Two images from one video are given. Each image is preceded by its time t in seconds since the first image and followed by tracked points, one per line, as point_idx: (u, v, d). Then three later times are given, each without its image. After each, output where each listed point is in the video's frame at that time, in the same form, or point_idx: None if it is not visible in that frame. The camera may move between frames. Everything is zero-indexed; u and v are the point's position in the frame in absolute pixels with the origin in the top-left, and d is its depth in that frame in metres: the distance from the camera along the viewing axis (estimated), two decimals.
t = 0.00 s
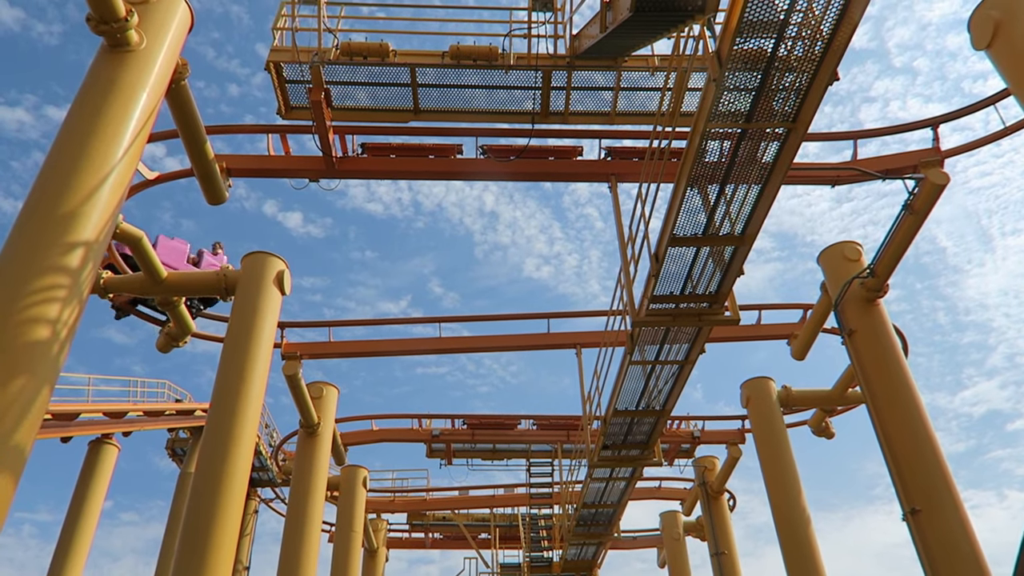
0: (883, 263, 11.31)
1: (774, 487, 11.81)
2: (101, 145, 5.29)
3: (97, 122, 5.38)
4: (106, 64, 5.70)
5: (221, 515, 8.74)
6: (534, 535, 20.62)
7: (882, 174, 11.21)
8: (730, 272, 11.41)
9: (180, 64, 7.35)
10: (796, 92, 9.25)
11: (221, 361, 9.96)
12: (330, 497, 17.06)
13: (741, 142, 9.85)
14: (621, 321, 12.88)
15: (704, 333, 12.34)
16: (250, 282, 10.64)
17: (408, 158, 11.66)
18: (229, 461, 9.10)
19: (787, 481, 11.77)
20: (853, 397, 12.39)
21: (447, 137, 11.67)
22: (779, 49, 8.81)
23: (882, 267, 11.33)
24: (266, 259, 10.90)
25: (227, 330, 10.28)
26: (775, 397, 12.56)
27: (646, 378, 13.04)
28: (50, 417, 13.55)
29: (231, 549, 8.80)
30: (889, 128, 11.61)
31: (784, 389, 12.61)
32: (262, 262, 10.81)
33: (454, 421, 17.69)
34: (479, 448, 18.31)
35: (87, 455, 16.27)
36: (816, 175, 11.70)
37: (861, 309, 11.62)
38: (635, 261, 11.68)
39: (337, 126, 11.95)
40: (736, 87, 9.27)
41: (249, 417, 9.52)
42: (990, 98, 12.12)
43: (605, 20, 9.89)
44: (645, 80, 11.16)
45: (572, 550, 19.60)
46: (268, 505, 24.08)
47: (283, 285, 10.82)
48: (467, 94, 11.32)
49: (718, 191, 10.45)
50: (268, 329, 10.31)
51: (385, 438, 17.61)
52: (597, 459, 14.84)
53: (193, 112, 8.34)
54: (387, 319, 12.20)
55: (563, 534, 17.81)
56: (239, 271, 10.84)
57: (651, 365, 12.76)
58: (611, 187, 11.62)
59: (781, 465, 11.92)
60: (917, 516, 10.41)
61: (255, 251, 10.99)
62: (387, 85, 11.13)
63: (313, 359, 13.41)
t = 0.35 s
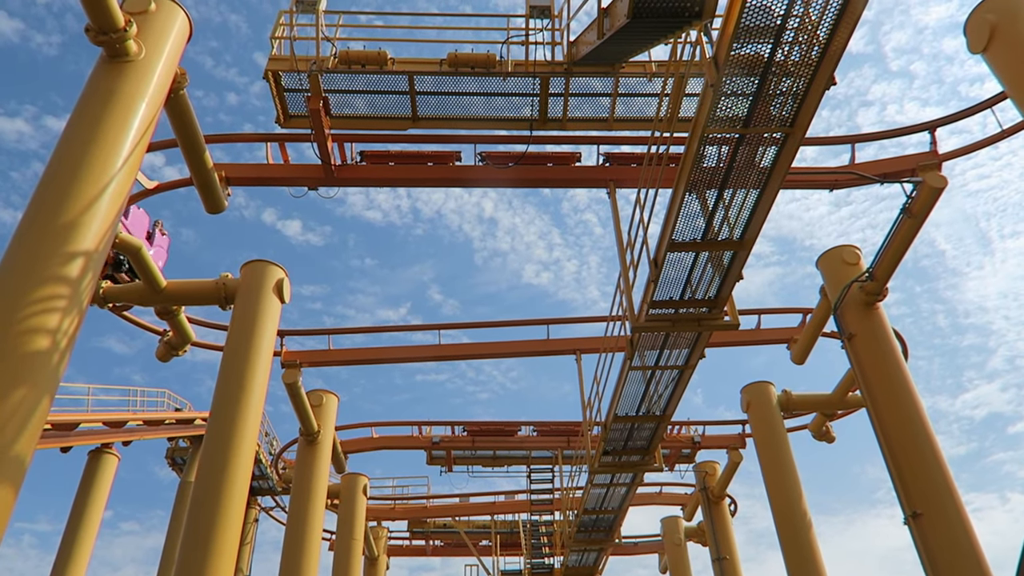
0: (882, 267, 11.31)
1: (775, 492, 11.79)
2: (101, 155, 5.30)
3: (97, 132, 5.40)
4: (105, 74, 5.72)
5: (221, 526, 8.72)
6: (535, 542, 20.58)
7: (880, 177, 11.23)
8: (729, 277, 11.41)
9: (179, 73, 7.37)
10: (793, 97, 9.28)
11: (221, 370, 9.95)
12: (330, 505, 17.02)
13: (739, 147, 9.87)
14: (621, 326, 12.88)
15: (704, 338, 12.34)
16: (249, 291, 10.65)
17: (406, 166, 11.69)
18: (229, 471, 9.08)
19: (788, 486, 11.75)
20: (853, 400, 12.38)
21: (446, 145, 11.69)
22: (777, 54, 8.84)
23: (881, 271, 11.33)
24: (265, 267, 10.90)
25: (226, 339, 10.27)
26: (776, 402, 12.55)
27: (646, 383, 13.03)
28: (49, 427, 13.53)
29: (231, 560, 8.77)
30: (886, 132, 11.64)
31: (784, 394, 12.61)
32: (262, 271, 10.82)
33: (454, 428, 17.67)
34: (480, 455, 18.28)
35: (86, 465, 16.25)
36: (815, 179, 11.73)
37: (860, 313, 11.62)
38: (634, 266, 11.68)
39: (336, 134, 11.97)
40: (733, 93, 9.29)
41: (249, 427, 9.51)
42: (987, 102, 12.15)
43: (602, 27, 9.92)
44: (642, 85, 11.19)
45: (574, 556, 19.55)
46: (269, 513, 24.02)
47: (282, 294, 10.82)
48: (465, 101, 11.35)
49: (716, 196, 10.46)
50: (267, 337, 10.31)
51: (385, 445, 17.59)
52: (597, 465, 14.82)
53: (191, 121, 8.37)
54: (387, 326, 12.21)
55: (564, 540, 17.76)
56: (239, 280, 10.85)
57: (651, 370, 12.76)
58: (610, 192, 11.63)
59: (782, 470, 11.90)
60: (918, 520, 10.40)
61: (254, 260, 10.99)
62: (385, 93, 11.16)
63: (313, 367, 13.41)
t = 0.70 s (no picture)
0: (879, 273, 11.33)
1: (774, 498, 11.78)
2: (98, 161, 5.30)
3: (94, 139, 5.40)
4: (103, 80, 5.72)
5: (218, 534, 8.67)
6: (534, 548, 20.54)
7: (877, 184, 11.25)
8: (727, 283, 11.42)
9: (177, 80, 7.38)
10: (790, 103, 9.29)
11: (218, 378, 9.92)
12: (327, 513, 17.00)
13: (736, 154, 9.89)
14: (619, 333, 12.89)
15: (702, 344, 12.35)
16: (247, 298, 10.62)
17: (404, 173, 11.69)
18: (227, 479, 9.04)
19: (787, 494, 11.73)
20: (851, 406, 12.39)
21: (444, 152, 11.71)
22: (774, 61, 8.86)
23: (879, 277, 11.35)
24: (263, 274, 10.88)
25: (224, 346, 10.24)
26: (774, 408, 12.55)
27: (644, 390, 13.03)
28: (46, 435, 13.49)
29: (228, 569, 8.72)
30: (883, 139, 11.68)
31: (783, 400, 12.61)
32: (260, 277, 10.80)
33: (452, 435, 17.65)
34: (478, 462, 18.25)
35: (83, 473, 16.20)
36: (811, 186, 11.76)
37: (858, 319, 11.63)
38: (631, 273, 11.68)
39: (334, 140, 11.99)
40: (730, 99, 9.31)
41: (247, 435, 9.47)
42: (983, 108, 12.19)
43: (600, 34, 9.94)
44: (640, 92, 11.22)
45: (572, 563, 19.51)
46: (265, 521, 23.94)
47: (280, 301, 10.80)
48: (463, 108, 11.37)
49: (713, 203, 10.47)
50: (265, 345, 10.28)
51: (383, 452, 17.55)
52: (595, 472, 14.82)
53: (189, 128, 8.36)
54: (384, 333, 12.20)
55: (562, 548, 17.72)
56: (236, 287, 10.82)
57: (649, 377, 12.76)
58: (607, 199, 11.64)
59: (781, 477, 11.89)
60: (917, 526, 10.39)
61: (252, 267, 10.96)
62: (383, 100, 11.17)
63: (311, 373, 13.38)
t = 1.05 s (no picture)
0: (871, 281, 11.38)
1: (766, 505, 11.79)
2: (90, 166, 5.29)
3: (87, 143, 5.39)
4: (96, 85, 5.71)
5: (208, 541, 8.61)
6: (526, 556, 20.49)
7: (870, 192, 11.31)
8: (720, 291, 11.44)
9: (171, 85, 7.37)
10: (783, 112, 9.34)
11: (210, 384, 9.87)
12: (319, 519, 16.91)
13: (730, 162, 9.92)
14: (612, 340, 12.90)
15: (696, 352, 12.37)
16: (240, 304, 10.58)
17: (399, 179, 11.69)
18: (218, 486, 8.99)
19: (779, 502, 11.73)
20: (844, 414, 12.42)
21: (438, 158, 11.72)
22: (767, 70, 8.90)
23: (871, 285, 11.39)
24: (257, 280, 10.85)
25: (216, 352, 10.20)
26: (767, 416, 12.58)
27: (638, 397, 13.04)
28: (36, 440, 13.41)
29: None
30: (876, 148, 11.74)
31: (775, 408, 12.63)
32: (253, 283, 10.77)
33: (445, 441, 17.61)
34: (471, 469, 18.21)
35: (73, 479, 16.09)
36: (804, 194, 11.81)
37: (850, 327, 11.68)
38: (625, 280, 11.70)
39: (328, 147, 11.98)
40: (724, 108, 9.34)
41: (238, 441, 9.42)
42: (975, 118, 12.27)
43: (594, 42, 9.98)
44: (634, 101, 11.26)
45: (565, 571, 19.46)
46: (257, 528, 23.82)
47: (273, 307, 10.77)
48: (458, 115, 11.38)
49: (707, 211, 10.50)
50: (258, 350, 10.25)
51: (376, 459, 17.49)
52: (588, 479, 14.81)
53: (183, 133, 8.35)
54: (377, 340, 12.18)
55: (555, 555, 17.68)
56: (230, 292, 10.78)
57: (642, 384, 12.78)
58: (601, 206, 11.66)
59: (774, 484, 11.91)
60: (909, 534, 10.39)
61: (246, 272, 10.92)
62: (378, 106, 11.17)
63: (303, 380, 13.34)
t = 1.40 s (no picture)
0: (858, 290, 11.45)
1: (754, 511, 11.83)
2: (77, 170, 5.25)
3: (74, 148, 5.36)
4: (84, 89, 5.68)
5: (193, 548, 8.54)
6: (514, 563, 20.44)
7: (856, 201, 11.39)
8: (708, 298, 11.49)
9: (158, 90, 7.34)
10: (770, 121, 9.40)
11: (196, 390, 9.80)
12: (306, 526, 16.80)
13: (718, 170, 9.97)
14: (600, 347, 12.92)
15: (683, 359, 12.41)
16: (228, 310, 10.52)
17: (387, 185, 11.70)
18: (203, 493, 8.92)
19: (766, 509, 11.78)
20: (830, 421, 12.48)
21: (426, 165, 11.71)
22: (754, 79, 8.95)
23: (857, 293, 11.46)
24: (244, 286, 10.79)
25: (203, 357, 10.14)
26: (755, 423, 12.63)
27: (626, 405, 13.06)
28: (20, 447, 13.29)
29: None
30: (862, 157, 11.83)
31: (763, 415, 12.68)
32: (240, 289, 10.71)
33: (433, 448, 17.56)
34: (459, 476, 18.16)
35: (56, 486, 15.93)
36: (791, 202, 11.88)
37: (837, 335, 11.74)
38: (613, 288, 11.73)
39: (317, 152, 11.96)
40: (711, 117, 9.40)
41: (224, 447, 9.36)
42: (960, 127, 12.39)
43: (583, 50, 10.03)
44: (622, 108, 11.31)
45: None
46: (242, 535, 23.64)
47: (261, 313, 10.71)
48: (447, 122, 11.39)
49: (695, 219, 10.54)
50: (245, 356, 10.20)
51: (363, 465, 17.41)
52: (576, 486, 14.81)
53: (171, 138, 8.32)
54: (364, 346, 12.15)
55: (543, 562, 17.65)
56: (217, 298, 10.72)
57: (630, 392, 12.80)
58: (590, 214, 11.69)
59: (762, 490, 11.95)
60: (895, 541, 10.43)
61: (233, 278, 10.86)
62: (367, 112, 11.16)
63: (290, 386, 13.27)
